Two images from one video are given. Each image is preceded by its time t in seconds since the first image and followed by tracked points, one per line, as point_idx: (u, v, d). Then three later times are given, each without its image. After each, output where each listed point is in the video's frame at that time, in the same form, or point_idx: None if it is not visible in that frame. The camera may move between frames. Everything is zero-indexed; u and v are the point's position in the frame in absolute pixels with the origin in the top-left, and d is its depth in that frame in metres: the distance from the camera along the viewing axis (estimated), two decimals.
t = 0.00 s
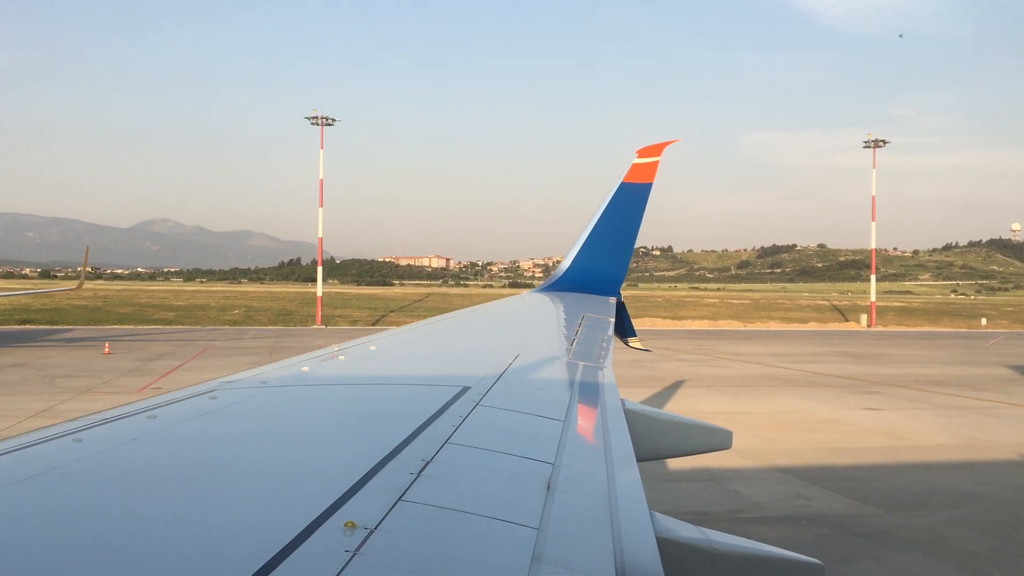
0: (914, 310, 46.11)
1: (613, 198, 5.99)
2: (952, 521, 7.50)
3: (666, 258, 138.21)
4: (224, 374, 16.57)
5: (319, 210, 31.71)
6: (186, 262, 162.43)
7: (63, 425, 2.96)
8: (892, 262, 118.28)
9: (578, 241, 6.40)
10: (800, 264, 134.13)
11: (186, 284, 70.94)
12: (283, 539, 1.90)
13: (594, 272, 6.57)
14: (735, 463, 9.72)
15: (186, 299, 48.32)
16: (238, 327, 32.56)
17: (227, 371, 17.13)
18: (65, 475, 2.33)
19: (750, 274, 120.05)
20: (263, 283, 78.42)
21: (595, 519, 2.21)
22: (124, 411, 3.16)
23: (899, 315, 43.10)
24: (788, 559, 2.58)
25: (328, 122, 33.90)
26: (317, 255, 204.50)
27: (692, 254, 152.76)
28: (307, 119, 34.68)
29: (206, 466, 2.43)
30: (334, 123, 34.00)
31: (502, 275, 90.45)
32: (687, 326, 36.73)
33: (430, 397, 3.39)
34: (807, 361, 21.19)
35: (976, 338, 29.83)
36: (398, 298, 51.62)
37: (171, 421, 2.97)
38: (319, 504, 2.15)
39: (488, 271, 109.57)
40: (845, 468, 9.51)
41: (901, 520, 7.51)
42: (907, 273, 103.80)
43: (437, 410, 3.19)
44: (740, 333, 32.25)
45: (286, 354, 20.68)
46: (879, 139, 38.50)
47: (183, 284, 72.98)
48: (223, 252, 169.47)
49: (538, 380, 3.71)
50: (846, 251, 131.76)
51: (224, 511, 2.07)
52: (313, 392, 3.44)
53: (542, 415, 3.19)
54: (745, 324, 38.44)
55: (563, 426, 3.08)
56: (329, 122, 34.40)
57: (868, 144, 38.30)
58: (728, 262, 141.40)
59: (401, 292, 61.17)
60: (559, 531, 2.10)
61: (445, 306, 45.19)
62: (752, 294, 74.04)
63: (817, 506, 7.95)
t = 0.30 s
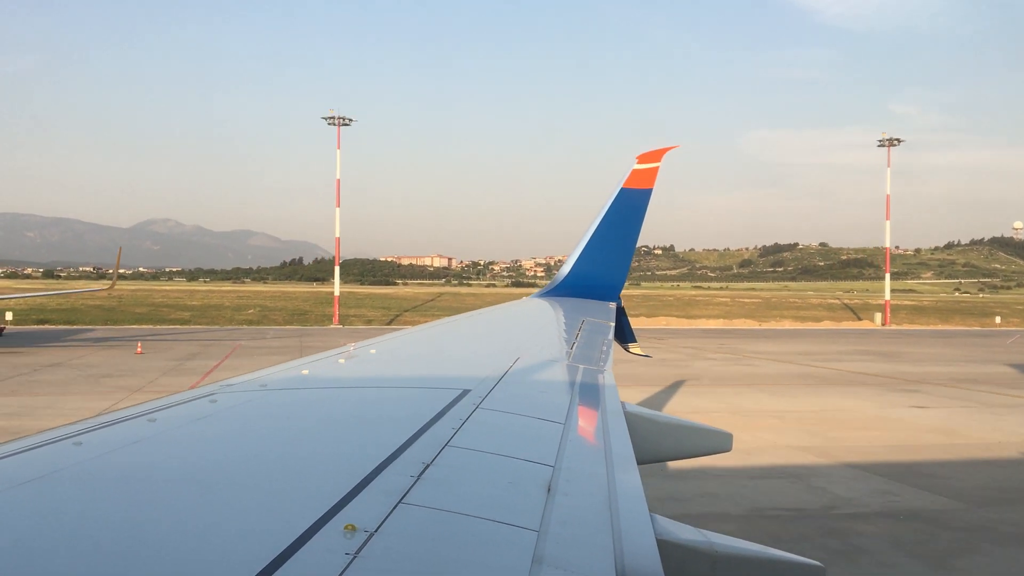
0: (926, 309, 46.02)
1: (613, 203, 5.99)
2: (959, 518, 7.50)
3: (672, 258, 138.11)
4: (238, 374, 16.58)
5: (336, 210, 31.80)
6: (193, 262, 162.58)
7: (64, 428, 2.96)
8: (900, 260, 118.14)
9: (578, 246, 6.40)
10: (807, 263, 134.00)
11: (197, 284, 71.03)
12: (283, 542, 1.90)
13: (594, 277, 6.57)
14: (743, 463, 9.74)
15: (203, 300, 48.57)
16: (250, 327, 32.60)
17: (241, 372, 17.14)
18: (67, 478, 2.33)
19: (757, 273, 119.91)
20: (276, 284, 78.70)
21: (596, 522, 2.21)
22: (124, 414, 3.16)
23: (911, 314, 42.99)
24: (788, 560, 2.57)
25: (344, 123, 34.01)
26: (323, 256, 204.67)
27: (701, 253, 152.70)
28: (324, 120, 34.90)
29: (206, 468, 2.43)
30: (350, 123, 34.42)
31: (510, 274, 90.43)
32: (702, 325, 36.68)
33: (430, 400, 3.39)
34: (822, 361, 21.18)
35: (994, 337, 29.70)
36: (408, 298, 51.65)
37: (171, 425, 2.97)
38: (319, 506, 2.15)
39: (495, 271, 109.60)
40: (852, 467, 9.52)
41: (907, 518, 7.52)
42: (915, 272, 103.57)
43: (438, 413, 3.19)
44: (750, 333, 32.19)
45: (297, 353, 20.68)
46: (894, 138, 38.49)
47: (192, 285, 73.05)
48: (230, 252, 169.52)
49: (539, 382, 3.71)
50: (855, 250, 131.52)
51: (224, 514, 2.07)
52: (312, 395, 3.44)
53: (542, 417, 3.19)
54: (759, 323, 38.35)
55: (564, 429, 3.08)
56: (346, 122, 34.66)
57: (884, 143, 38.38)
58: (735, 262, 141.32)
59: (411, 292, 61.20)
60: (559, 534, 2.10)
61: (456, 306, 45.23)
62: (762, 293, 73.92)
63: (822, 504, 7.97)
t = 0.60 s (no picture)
0: (937, 309, 45.95)
1: (611, 201, 5.99)
2: (961, 515, 7.50)
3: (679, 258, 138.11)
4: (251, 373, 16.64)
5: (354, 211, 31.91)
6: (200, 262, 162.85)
7: (64, 427, 2.97)
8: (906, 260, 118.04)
9: (577, 244, 6.40)
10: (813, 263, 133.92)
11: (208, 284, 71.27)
12: (283, 540, 1.90)
13: (593, 274, 6.57)
14: (750, 461, 9.76)
15: (215, 301, 48.73)
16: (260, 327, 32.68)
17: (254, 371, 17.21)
18: (66, 476, 2.33)
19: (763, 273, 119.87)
20: (285, 284, 78.86)
21: (595, 520, 2.21)
22: (122, 414, 3.16)
23: (922, 314, 42.92)
24: (787, 558, 2.58)
25: (361, 125, 34.08)
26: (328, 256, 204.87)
27: (707, 253, 152.75)
28: (341, 121, 35.04)
29: (206, 468, 2.43)
30: (368, 123, 34.47)
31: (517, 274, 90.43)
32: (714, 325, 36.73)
33: (429, 399, 3.39)
34: (834, 360, 21.21)
35: (1007, 337, 29.70)
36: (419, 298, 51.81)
37: (170, 423, 2.98)
38: (319, 505, 2.15)
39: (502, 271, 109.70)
40: (860, 465, 9.53)
41: (914, 516, 7.52)
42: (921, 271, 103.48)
43: (437, 411, 3.19)
44: (760, 332, 32.17)
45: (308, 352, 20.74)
46: (906, 138, 38.61)
47: (202, 285, 73.28)
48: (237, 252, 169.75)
49: (538, 381, 3.71)
50: (862, 250, 131.51)
51: (224, 513, 2.07)
52: (312, 394, 3.44)
53: (541, 416, 3.19)
54: (774, 323, 38.35)
55: (562, 427, 3.08)
56: (362, 123, 34.76)
57: (897, 142, 38.46)
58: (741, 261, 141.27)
59: (421, 292, 61.28)
60: (559, 532, 2.10)
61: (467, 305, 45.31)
62: (772, 293, 73.89)
63: (829, 503, 7.98)
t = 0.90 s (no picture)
0: (950, 310, 45.85)
1: (609, 202, 5.99)
2: (963, 514, 7.49)
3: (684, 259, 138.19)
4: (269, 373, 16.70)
5: (371, 212, 31.92)
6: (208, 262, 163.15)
7: (63, 429, 2.97)
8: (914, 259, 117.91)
9: (575, 246, 6.41)
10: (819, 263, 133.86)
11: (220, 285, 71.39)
12: (281, 542, 1.89)
13: (591, 276, 6.58)
14: (757, 460, 9.78)
15: (228, 301, 48.86)
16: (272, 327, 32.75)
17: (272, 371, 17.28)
18: (63, 478, 2.33)
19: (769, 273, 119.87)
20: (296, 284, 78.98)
21: (594, 522, 2.21)
22: (121, 415, 3.16)
23: (934, 314, 42.87)
24: (786, 560, 2.58)
25: (378, 125, 33.97)
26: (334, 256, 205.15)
27: (713, 253, 152.79)
28: (357, 122, 35.08)
29: (204, 470, 2.43)
30: (384, 124, 34.49)
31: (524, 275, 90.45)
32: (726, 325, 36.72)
33: (429, 400, 3.39)
34: (846, 360, 21.22)
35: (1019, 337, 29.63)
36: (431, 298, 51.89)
37: (168, 426, 2.97)
38: (318, 508, 2.14)
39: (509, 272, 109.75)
40: (865, 464, 9.53)
41: (918, 515, 7.52)
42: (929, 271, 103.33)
43: (436, 413, 3.19)
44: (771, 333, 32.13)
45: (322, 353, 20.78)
46: (919, 139, 38.87)
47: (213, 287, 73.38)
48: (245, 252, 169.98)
49: (537, 382, 3.71)
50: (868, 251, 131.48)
51: (224, 516, 2.07)
52: (311, 396, 3.44)
53: (541, 418, 3.19)
54: (786, 323, 38.34)
55: (561, 429, 3.08)
56: (378, 123, 34.77)
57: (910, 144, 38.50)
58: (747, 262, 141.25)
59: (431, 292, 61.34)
60: (557, 534, 2.10)
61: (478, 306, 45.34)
62: (784, 293, 73.79)
63: (834, 501, 7.99)
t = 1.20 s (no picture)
0: (965, 309, 45.63)
1: (609, 204, 6.00)
2: (966, 515, 7.48)
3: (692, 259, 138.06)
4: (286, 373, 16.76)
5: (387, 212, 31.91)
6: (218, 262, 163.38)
7: (63, 428, 2.97)
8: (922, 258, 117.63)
9: (574, 248, 6.42)
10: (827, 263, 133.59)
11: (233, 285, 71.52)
12: (280, 542, 1.90)
13: (590, 278, 6.58)
14: (762, 459, 9.80)
15: (241, 301, 49.04)
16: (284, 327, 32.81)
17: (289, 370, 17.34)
18: (63, 479, 2.33)
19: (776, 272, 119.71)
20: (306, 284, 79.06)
21: (593, 521, 2.22)
22: (121, 416, 3.16)
23: (947, 314, 42.68)
24: (784, 560, 2.58)
25: (392, 124, 34.02)
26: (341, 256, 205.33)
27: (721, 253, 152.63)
28: (373, 122, 34.92)
29: (204, 470, 2.43)
30: (400, 124, 34.37)
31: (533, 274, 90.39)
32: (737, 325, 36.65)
33: (428, 400, 3.40)
34: (859, 359, 21.17)
35: None
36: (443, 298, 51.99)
37: (168, 426, 2.97)
38: (319, 507, 2.15)
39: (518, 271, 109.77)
40: (871, 463, 9.54)
41: (922, 514, 7.52)
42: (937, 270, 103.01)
43: (435, 413, 3.19)
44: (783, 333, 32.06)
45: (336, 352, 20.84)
46: (930, 139, 38.72)
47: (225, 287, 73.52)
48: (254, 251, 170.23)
49: (536, 383, 3.72)
50: (874, 250, 131.32)
51: (227, 514, 2.07)
52: (309, 396, 3.44)
53: (540, 418, 3.19)
54: (800, 323, 38.26)
55: (561, 429, 3.08)
56: (394, 123, 34.61)
57: (923, 143, 38.45)
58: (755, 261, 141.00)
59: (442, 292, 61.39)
60: (557, 533, 2.11)
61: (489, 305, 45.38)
62: (796, 293, 73.61)
63: (839, 501, 8.00)
